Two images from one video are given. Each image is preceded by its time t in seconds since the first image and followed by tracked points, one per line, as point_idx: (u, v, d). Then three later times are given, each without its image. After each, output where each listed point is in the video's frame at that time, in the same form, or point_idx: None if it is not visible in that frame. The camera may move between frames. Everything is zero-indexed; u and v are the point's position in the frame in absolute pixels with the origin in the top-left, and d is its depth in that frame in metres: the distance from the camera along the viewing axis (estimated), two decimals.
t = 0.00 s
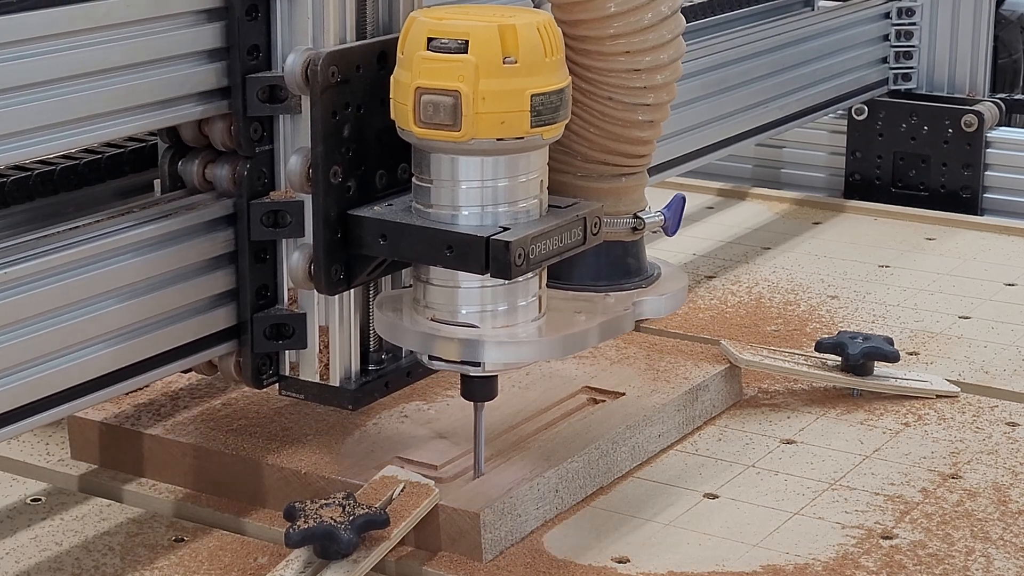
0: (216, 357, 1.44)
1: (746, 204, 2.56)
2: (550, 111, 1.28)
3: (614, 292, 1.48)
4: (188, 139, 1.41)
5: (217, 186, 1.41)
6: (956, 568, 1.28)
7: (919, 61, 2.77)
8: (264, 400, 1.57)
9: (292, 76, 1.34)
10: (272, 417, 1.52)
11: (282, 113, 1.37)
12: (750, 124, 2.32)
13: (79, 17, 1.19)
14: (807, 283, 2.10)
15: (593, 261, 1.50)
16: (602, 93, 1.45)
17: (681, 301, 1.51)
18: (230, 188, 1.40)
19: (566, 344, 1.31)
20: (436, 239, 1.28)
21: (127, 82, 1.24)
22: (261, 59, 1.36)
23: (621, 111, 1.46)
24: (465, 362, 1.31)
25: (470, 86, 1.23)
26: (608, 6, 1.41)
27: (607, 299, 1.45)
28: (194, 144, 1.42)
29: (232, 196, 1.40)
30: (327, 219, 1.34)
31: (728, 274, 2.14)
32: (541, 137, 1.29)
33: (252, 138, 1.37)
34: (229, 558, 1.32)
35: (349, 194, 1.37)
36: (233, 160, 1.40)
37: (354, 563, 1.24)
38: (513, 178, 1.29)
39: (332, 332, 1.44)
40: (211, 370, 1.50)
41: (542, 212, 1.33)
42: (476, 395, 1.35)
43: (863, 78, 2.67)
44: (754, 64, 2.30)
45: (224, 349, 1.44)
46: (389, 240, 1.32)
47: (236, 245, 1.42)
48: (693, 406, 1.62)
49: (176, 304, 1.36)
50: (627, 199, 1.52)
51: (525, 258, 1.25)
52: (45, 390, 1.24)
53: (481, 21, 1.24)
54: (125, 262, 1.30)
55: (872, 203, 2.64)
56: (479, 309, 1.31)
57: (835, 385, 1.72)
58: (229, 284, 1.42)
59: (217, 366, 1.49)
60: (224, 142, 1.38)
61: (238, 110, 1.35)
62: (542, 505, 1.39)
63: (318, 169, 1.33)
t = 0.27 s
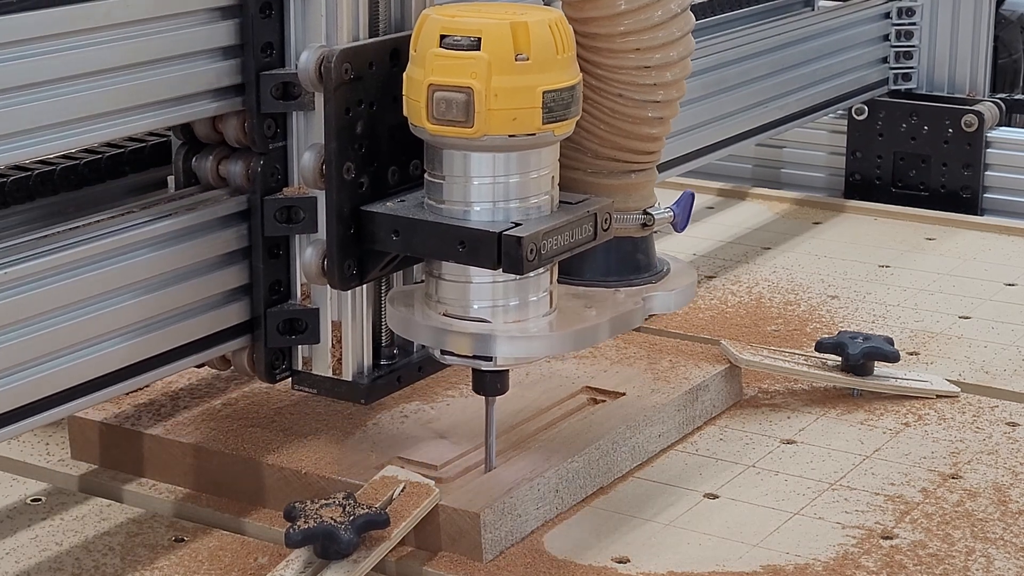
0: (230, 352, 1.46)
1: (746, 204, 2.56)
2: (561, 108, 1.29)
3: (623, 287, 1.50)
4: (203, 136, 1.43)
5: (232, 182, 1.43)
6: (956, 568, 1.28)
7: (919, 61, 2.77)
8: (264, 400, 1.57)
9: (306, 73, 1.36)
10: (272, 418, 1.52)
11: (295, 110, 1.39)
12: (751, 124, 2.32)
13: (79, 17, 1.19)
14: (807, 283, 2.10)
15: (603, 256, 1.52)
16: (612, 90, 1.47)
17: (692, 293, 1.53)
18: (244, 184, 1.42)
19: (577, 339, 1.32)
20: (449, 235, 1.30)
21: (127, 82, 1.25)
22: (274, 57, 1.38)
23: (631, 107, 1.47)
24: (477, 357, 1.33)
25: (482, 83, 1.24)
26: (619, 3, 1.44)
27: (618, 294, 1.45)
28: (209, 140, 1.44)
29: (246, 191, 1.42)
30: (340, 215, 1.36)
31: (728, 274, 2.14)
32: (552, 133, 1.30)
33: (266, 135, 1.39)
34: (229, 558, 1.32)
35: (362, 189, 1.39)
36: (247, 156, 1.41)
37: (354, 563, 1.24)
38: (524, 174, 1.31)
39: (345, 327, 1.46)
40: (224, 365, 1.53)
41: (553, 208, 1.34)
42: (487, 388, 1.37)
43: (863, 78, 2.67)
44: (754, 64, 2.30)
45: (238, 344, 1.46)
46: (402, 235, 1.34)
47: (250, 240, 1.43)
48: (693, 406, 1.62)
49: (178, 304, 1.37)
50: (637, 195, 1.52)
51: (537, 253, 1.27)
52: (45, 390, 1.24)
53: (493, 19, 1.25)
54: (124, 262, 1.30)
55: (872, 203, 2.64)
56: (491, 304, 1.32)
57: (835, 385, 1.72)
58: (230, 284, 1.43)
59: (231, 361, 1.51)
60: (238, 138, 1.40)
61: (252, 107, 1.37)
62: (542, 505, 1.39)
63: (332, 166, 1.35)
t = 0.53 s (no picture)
0: (243, 346, 1.48)
1: (746, 204, 2.56)
2: (573, 105, 1.30)
3: (634, 283, 1.50)
4: (217, 133, 1.45)
5: (244, 178, 1.45)
6: (957, 568, 1.28)
7: (919, 61, 2.77)
8: (264, 400, 1.57)
9: (319, 70, 1.37)
10: (272, 418, 1.52)
11: (308, 106, 1.41)
12: (751, 124, 2.32)
13: (79, 17, 1.19)
14: (807, 283, 2.10)
15: (612, 252, 1.52)
16: (622, 87, 1.50)
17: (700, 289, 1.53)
18: (256, 180, 1.44)
19: (587, 334, 1.33)
20: (462, 230, 1.30)
21: (128, 82, 1.25)
22: (288, 54, 1.40)
23: (642, 105, 1.50)
24: (489, 351, 1.34)
25: (495, 79, 1.25)
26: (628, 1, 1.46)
27: (627, 289, 1.47)
28: (223, 137, 1.46)
29: (258, 187, 1.44)
30: (353, 210, 1.37)
31: (729, 274, 2.14)
32: (564, 130, 1.31)
33: (280, 131, 1.41)
34: (229, 558, 1.32)
35: (374, 185, 1.39)
36: (260, 153, 1.43)
37: (354, 563, 1.24)
38: (535, 170, 1.31)
39: (358, 322, 1.47)
40: (236, 359, 1.53)
41: (564, 204, 1.35)
42: (499, 383, 1.37)
43: (863, 78, 2.67)
44: (754, 64, 2.30)
45: (252, 338, 1.48)
46: (415, 231, 1.34)
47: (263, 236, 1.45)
48: (693, 406, 1.62)
49: (179, 304, 1.37)
50: (646, 192, 1.55)
51: (548, 247, 1.27)
52: (45, 390, 1.24)
53: (505, 16, 1.26)
54: (124, 262, 1.30)
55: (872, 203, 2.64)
56: (502, 298, 1.33)
57: (835, 385, 1.72)
58: (231, 283, 1.43)
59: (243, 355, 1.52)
60: (252, 135, 1.42)
61: (266, 104, 1.39)
62: (542, 505, 1.39)
63: (345, 162, 1.36)
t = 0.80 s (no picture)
0: (256, 341, 1.49)
1: (746, 204, 2.56)
2: (583, 101, 1.32)
3: (642, 278, 1.51)
4: (230, 129, 1.45)
5: (258, 174, 1.46)
6: (956, 568, 1.28)
7: (919, 60, 2.77)
8: (263, 400, 1.57)
9: (333, 68, 1.39)
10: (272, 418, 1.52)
11: (321, 103, 1.42)
12: (751, 124, 2.32)
13: (78, 17, 1.19)
14: (807, 283, 2.10)
15: (621, 248, 1.53)
16: (631, 84, 1.50)
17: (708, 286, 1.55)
18: (270, 176, 1.45)
19: (598, 328, 1.34)
20: (474, 225, 1.32)
21: (128, 82, 1.25)
22: (301, 51, 1.41)
23: (651, 101, 1.50)
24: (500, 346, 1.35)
25: (507, 75, 1.26)
26: None
27: (636, 284, 1.48)
28: (236, 133, 1.46)
29: (273, 183, 1.45)
30: (366, 206, 1.38)
31: (729, 274, 2.14)
32: (574, 126, 1.32)
33: (292, 128, 1.42)
34: (228, 558, 1.32)
35: (387, 180, 1.40)
36: (274, 149, 1.44)
37: (354, 563, 1.24)
38: (547, 166, 1.33)
39: (370, 317, 1.49)
40: (250, 354, 1.54)
41: (575, 199, 1.37)
42: (509, 377, 1.38)
43: (863, 78, 2.67)
44: (754, 64, 2.30)
45: (264, 333, 1.49)
46: (427, 226, 1.36)
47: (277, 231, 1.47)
48: (693, 406, 1.62)
49: (180, 303, 1.37)
50: (655, 188, 1.56)
51: (559, 243, 1.29)
52: (46, 390, 1.24)
53: (517, 13, 1.28)
54: (124, 262, 1.30)
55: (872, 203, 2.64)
56: (513, 293, 1.35)
57: (835, 385, 1.72)
58: (233, 283, 1.43)
59: (256, 350, 1.54)
60: (265, 131, 1.43)
61: (279, 100, 1.41)
62: (542, 505, 1.39)
63: (358, 159, 1.37)
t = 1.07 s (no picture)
0: (269, 336, 1.51)
1: (746, 204, 2.56)
2: (594, 98, 1.33)
3: (652, 274, 1.52)
4: (243, 126, 1.48)
5: (271, 172, 1.47)
6: (957, 568, 1.28)
7: (919, 60, 2.77)
8: (263, 399, 1.57)
9: (345, 65, 1.40)
10: (273, 418, 1.52)
11: (334, 100, 1.44)
12: (751, 124, 2.32)
13: (78, 17, 1.19)
14: (807, 283, 2.10)
15: (631, 244, 1.54)
16: (641, 81, 1.50)
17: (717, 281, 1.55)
18: (283, 173, 1.47)
19: (608, 323, 1.35)
20: (486, 221, 1.33)
21: (128, 82, 1.25)
22: (314, 49, 1.43)
23: (660, 98, 1.50)
24: (511, 341, 1.36)
25: (518, 73, 1.28)
26: None
27: (646, 280, 1.48)
28: (249, 130, 1.49)
29: (285, 180, 1.47)
30: (379, 202, 1.40)
31: (728, 274, 2.14)
32: (585, 122, 1.34)
33: (305, 124, 1.44)
34: (229, 558, 1.32)
35: (399, 177, 1.43)
36: (287, 146, 1.46)
37: (354, 563, 1.24)
38: (557, 163, 1.34)
39: (382, 312, 1.51)
40: (263, 349, 1.59)
41: (585, 195, 1.38)
42: (520, 372, 1.39)
43: (863, 78, 2.67)
44: (754, 64, 2.30)
45: (277, 328, 1.51)
46: (439, 222, 1.38)
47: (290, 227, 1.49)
48: (693, 406, 1.62)
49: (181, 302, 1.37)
50: (664, 184, 1.56)
51: (570, 238, 1.30)
52: (46, 390, 1.24)
53: (529, 11, 1.29)
54: (124, 262, 1.30)
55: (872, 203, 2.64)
56: (524, 289, 1.36)
57: (835, 385, 1.72)
58: (233, 283, 1.43)
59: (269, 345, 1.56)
60: (278, 128, 1.45)
61: (292, 97, 1.42)
62: (542, 505, 1.39)
63: (371, 155, 1.39)
